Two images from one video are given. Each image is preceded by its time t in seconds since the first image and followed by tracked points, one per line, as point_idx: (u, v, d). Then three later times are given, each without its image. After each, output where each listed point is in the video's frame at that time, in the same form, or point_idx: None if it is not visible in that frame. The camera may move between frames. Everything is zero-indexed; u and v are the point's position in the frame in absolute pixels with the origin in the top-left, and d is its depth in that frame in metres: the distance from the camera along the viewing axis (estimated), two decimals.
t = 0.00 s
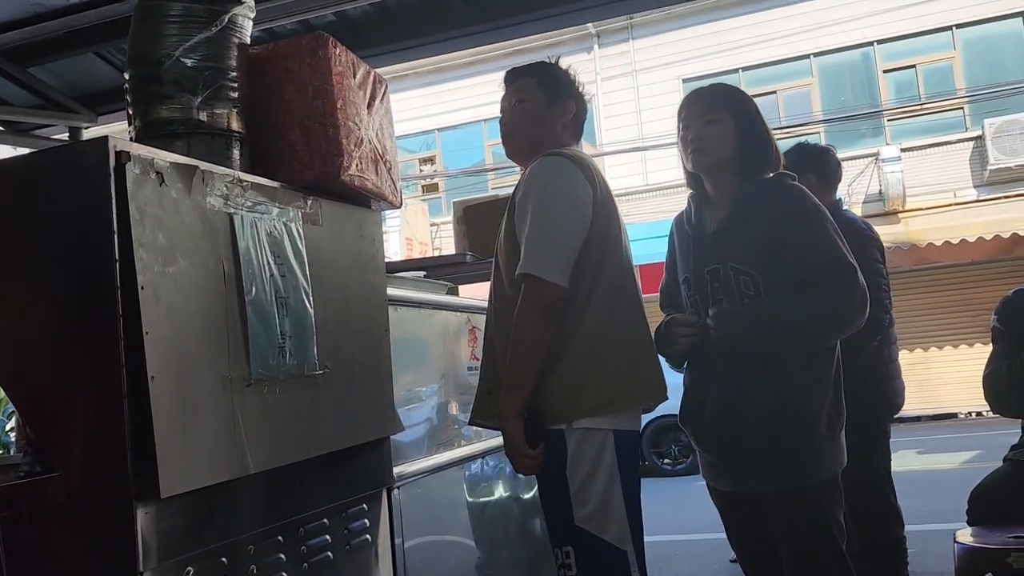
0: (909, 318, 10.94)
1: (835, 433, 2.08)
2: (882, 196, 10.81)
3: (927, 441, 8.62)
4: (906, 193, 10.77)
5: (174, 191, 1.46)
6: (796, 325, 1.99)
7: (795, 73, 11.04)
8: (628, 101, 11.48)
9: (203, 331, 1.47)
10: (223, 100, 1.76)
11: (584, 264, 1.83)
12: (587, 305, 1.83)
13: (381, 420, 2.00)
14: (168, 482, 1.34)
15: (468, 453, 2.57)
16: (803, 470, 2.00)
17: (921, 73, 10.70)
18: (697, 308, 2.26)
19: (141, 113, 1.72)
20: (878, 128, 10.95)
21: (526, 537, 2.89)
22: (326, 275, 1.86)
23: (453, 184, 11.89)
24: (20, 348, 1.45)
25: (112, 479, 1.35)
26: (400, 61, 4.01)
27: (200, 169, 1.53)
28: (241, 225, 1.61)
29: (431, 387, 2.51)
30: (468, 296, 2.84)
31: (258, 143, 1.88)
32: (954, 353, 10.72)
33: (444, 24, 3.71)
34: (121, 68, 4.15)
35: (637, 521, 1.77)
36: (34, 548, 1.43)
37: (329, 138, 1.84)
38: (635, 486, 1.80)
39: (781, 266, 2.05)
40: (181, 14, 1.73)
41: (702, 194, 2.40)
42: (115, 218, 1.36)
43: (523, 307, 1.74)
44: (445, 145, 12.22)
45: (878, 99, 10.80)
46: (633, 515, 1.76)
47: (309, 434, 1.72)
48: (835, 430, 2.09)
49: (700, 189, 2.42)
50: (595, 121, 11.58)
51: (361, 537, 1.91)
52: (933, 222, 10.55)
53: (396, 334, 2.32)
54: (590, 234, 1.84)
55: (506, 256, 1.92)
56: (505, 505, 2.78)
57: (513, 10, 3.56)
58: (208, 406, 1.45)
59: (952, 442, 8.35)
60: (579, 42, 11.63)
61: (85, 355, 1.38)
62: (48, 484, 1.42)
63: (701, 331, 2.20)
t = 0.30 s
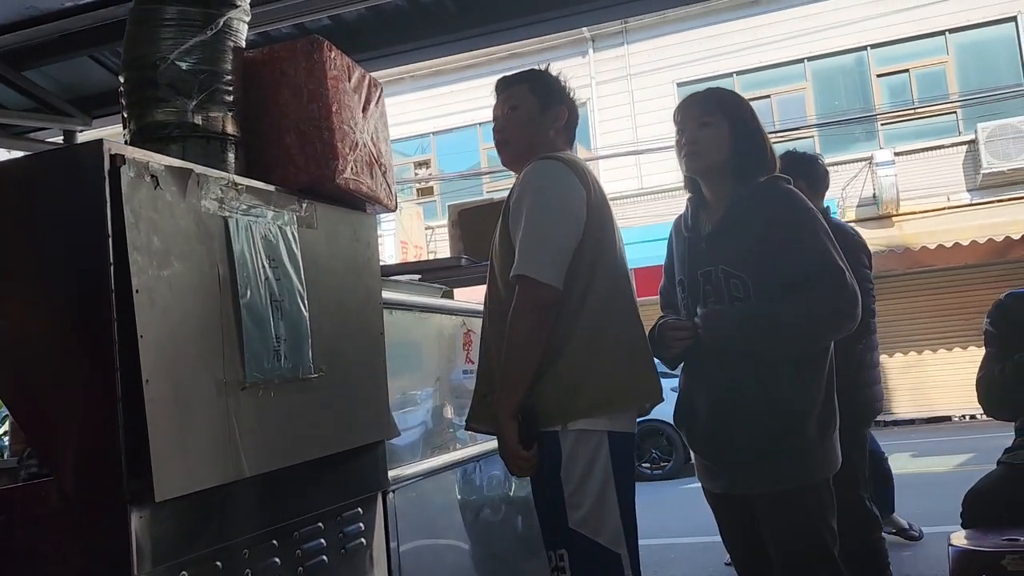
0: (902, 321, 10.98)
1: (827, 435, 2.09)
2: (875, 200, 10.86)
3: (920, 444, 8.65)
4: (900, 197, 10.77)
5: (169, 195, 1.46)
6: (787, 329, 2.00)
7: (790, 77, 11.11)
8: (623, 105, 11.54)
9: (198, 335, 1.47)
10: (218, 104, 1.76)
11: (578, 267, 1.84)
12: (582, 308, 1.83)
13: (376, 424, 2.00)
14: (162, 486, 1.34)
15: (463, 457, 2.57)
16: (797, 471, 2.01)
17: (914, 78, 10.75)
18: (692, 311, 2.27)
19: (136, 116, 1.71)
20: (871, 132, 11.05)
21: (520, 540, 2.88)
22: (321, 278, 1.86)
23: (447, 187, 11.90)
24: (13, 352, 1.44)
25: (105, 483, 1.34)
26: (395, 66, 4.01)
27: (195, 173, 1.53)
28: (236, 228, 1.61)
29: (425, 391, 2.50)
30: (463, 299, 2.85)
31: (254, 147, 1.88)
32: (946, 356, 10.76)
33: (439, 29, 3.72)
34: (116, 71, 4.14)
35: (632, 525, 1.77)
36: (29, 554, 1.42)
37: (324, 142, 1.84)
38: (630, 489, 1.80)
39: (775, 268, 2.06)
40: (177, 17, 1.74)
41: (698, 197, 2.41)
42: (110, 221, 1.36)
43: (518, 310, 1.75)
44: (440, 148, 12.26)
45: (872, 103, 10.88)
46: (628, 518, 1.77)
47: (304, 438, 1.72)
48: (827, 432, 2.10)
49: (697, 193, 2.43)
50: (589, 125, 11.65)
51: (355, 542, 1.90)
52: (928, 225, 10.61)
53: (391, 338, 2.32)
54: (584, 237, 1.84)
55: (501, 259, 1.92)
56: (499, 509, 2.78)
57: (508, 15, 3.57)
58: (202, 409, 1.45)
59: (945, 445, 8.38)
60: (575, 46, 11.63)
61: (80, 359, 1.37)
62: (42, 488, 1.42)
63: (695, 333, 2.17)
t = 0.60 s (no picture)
0: (898, 324, 11.00)
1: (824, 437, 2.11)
2: (871, 203, 10.89)
3: (915, 447, 8.66)
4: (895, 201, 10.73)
5: (165, 198, 1.46)
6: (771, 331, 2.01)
7: (786, 81, 11.16)
8: (619, 109, 11.59)
9: (194, 338, 1.47)
10: (215, 107, 1.76)
11: (575, 270, 1.84)
12: (579, 310, 1.83)
13: (373, 427, 2.00)
14: (159, 489, 1.34)
15: (459, 460, 2.57)
16: (794, 472, 2.02)
17: (910, 81, 10.76)
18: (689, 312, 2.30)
19: (132, 119, 1.71)
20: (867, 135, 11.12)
21: (517, 542, 2.88)
22: (318, 282, 1.86)
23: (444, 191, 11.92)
24: (8, 356, 1.44)
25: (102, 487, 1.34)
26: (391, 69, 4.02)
27: (191, 176, 1.52)
28: (233, 232, 1.61)
29: (422, 395, 2.50)
30: (460, 302, 2.85)
31: (251, 150, 1.88)
32: (942, 359, 10.78)
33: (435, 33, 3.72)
34: (112, 75, 4.14)
35: (630, 527, 1.77)
36: (26, 558, 1.42)
37: (321, 145, 1.84)
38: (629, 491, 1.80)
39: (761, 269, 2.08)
40: (174, 21, 1.74)
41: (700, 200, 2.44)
42: (106, 224, 1.35)
43: (514, 313, 1.75)
44: (438, 151, 12.32)
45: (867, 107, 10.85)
46: (627, 520, 1.77)
47: (301, 441, 1.72)
48: (823, 432, 2.11)
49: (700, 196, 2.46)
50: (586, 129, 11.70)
51: (352, 545, 1.90)
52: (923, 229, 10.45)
53: (387, 342, 2.32)
54: (579, 240, 1.85)
55: (497, 262, 1.93)
56: (497, 511, 2.79)
57: (504, 20, 3.58)
58: (199, 412, 1.45)
59: (941, 448, 8.39)
60: (571, 50, 11.80)
61: (76, 363, 1.37)
62: (38, 493, 1.41)
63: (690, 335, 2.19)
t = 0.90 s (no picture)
0: (896, 327, 11.01)
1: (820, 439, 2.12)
2: (868, 207, 10.91)
3: (914, 450, 8.66)
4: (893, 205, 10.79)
5: (163, 202, 1.46)
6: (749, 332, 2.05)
7: (784, 84, 11.20)
8: (617, 113, 11.63)
9: (191, 341, 1.46)
10: (212, 111, 1.76)
11: (572, 273, 1.85)
12: (577, 312, 1.83)
13: (371, 431, 2.00)
14: (155, 493, 1.33)
15: (457, 463, 2.57)
16: (789, 476, 2.04)
17: (907, 84, 10.78)
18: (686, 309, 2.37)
19: (130, 123, 1.71)
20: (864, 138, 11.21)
21: (515, 545, 2.87)
22: (316, 285, 1.86)
23: (441, 194, 11.93)
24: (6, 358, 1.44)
25: (98, 490, 1.34)
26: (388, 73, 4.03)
27: (188, 179, 1.52)
28: (230, 235, 1.61)
29: (420, 398, 2.49)
30: (458, 305, 2.84)
31: (248, 154, 1.88)
32: (940, 362, 10.79)
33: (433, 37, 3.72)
34: (110, 78, 4.14)
35: (632, 528, 1.77)
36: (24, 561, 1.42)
37: (318, 149, 1.85)
38: (630, 492, 1.80)
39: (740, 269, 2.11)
40: (171, 24, 1.74)
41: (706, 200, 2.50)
42: (103, 228, 1.35)
43: (512, 315, 1.75)
44: (434, 155, 12.32)
45: (864, 110, 10.88)
46: (629, 522, 1.77)
47: (299, 444, 1.71)
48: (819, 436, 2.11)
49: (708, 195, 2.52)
50: (583, 132, 11.72)
51: (350, 548, 1.90)
52: (922, 232, 10.35)
53: (385, 345, 2.31)
54: (576, 243, 1.85)
55: (495, 265, 1.93)
56: (495, 514, 2.78)
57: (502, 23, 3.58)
58: (196, 415, 1.44)
59: (939, 451, 8.38)
60: (569, 53, 11.85)
61: (73, 366, 1.37)
62: (34, 495, 1.41)
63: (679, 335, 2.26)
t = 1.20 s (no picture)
0: (895, 330, 11.02)
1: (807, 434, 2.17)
2: (867, 210, 10.92)
3: (914, 453, 8.66)
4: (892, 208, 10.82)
5: (160, 205, 1.45)
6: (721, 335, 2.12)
7: (782, 87, 11.22)
8: (615, 116, 11.66)
9: (188, 345, 1.46)
10: (210, 114, 1.76)
11: (570, 276, 1.84)
12: (576, 316, 1.83)
13: (369, 434, 1.99)
14: (152, 498, 1.33)
15: (456, 467, 2.56)
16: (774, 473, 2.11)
17: (905, 87, 10.80)
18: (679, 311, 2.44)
19: (126, 126, 1.71)
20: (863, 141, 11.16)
21: (514, 549, 2.87)
22: (314, 289, 1.85)
23: (440, 198, 11.94)
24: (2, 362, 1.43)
25: (94, 494, 1.33)
26: (386, 77, 4.03)
27: (186, 183, 1.52)
28: (227, 238, 1.60)
29: (418, 402, 2.49)
30: (456, 309, 2.84)
31: (245, 157, 1.87)
32: (940, 365, 10.79)
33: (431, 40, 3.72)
34: (107, 81, 4.14)
35: (633, 531, 1.77)
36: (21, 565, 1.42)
37: (316, 151, 1.84)
38: (630, 495, 1.80)
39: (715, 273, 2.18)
40: (168, 27, 1.73)
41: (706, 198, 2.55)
42: (100, 231, 1.35)
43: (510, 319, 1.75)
44: (432, 158, 12.33)
45: (863, 113, 10.88)
46: (629, 525, 1.76)
47: (298, 448, 1.71)
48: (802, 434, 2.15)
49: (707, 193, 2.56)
50: (581, 136, 11.76)
51: (348, 553, 1.89)
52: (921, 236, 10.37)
53: (383, 349, 2.31)
54: (574, 246, 1.85)
55: (494, 269, 1.92)
56: (494, 518, 2.78)
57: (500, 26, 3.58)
58: (193, 419, 1.44)
59: (939, 454, 8.38)
60: (567, 56, 11.85)
61: (70, 370, 1.36)
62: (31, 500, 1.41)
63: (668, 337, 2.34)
